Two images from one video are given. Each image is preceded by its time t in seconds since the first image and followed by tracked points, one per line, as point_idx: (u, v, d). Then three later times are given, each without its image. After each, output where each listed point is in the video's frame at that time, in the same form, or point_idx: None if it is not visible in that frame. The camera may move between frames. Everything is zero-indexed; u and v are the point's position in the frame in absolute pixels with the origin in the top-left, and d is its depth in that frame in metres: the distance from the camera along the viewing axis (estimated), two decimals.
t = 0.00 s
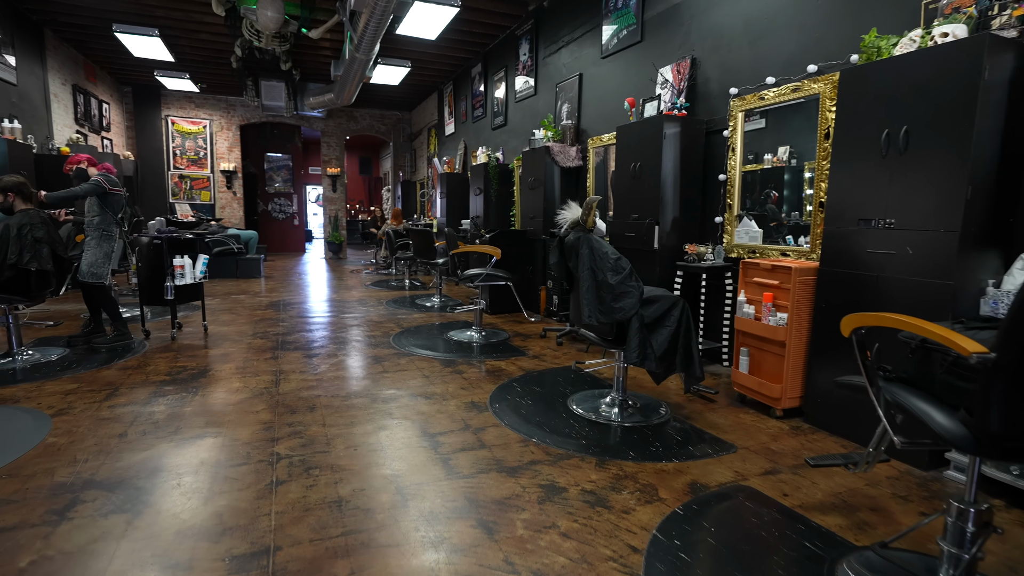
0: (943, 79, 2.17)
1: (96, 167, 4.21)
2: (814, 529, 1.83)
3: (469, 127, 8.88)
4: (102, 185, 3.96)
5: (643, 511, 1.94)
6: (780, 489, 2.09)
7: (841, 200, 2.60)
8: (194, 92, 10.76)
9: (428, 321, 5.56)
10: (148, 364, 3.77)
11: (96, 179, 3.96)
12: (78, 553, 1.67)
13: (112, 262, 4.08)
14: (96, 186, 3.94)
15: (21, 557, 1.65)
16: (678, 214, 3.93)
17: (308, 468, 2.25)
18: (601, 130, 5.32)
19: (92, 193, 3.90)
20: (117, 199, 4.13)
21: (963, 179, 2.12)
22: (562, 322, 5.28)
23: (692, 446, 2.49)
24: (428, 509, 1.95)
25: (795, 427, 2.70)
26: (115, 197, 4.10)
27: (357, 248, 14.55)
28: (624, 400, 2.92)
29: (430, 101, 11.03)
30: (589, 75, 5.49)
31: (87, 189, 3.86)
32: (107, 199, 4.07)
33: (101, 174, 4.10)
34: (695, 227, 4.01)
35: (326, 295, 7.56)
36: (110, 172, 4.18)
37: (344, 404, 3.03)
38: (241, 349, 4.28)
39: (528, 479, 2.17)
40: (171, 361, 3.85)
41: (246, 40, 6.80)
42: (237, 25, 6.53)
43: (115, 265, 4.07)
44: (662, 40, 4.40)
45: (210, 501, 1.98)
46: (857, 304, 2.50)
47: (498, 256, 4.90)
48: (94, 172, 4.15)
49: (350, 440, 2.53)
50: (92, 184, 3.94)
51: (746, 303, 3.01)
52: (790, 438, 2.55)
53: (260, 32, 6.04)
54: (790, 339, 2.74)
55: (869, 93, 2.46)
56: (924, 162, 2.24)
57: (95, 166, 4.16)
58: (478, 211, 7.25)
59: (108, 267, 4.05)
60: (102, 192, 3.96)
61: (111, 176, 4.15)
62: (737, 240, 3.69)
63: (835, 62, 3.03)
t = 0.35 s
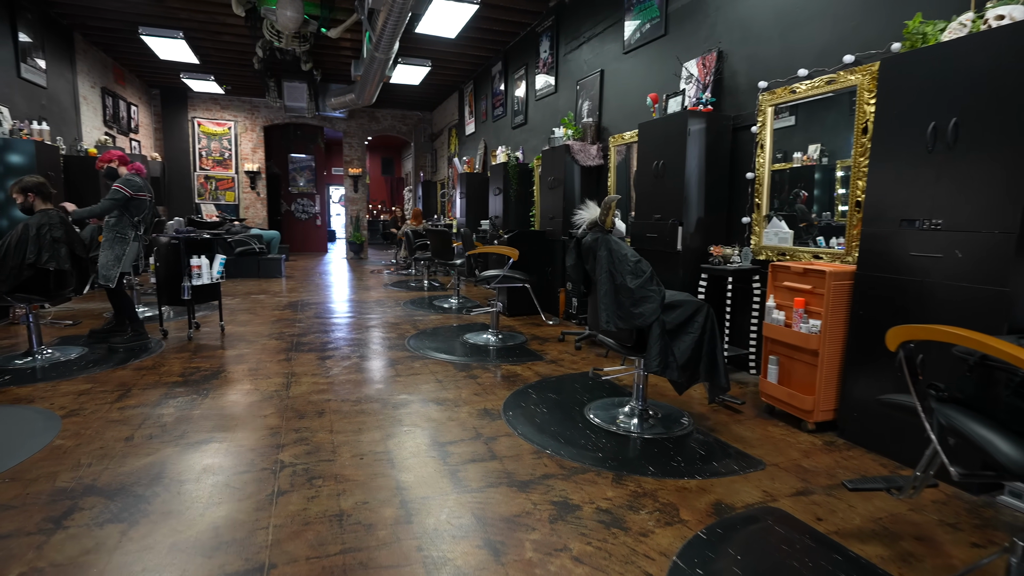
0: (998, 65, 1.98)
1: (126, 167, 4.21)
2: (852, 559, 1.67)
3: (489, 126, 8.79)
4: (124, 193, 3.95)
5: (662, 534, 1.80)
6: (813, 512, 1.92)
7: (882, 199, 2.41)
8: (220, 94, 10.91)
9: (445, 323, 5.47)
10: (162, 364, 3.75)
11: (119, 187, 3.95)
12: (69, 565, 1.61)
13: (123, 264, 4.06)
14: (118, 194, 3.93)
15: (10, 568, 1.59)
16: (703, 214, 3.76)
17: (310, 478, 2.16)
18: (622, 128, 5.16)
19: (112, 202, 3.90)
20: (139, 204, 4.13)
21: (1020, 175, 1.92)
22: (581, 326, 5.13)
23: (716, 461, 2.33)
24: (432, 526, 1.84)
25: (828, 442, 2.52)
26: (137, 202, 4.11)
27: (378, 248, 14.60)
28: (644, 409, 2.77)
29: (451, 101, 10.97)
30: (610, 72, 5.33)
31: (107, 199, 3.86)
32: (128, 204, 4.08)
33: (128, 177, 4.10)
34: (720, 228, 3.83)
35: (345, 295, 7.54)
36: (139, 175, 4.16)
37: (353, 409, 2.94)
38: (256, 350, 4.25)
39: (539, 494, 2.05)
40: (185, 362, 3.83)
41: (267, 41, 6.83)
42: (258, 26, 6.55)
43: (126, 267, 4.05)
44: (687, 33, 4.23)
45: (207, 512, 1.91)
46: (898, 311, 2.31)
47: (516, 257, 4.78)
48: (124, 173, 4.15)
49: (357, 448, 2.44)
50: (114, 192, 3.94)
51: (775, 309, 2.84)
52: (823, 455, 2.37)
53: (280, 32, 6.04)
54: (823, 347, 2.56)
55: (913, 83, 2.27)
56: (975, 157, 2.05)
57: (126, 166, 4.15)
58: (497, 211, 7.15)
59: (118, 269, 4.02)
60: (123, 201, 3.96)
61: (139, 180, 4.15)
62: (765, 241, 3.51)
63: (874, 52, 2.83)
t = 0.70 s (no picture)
0: None
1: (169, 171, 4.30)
2: None
3: (519, 125, 8.69)
4: (154, 201, 4.02)
5: (692, 564, 1.64)
6: (864, 544, 1.73)
7: (944, 197, 2.18)
8: (257, 97, 11.15)
9: (471, 325, 5.38)
10: (188, 363, 3.77)
11: (150, 195, 4.01)
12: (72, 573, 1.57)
13: (148, 265, 4.06)
14: (149, 202, 4.01)
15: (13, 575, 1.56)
16: (741, 214, 3.55)
17: (322, 487, 2.08)
18: (656, 125, 4.96)
19: (143, 210, 3.99)
20: (173, 208, 4.17)
21: None
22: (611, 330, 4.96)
23: (754, 482, 2.15)
24: (443, 545, 1.73)
25: (880, 464, 2.30)
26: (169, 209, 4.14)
27: (410, 248, 14.67)
28: (675, 421, 2.60)
29: (482, 101, 10.92)
30: (643, 67, 5.15)
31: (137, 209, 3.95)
32: (160, 210, 4.10)
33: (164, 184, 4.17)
34: (760, 229, 3.61)
35: (374, 295, 7.54)
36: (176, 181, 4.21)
37: (372, 414, 2.87)
38: (282, 350, 4.26)
39: (560, 513, 1.92)
40: (211, 361, 3.85)
41: (300, 43, 6.90)
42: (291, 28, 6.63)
43: (149, 268, 4.04)
44: (725, 24, 4.02)
45: (215, 521, 1.85)
46: (963, 322, 2.08)
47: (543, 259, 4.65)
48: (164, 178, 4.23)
49: (372, 455, 2.36)
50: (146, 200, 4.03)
51: (821, 316, 2.64)
52: (874, 478, 2.16)
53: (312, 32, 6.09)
54: (874, 359, 2.34)
55: (982, 68, 2.04)
56: None
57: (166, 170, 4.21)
58: (526, 211, 7.03)
59: (142, 269, 4.02)
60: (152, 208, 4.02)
61: (175, 185, 4.19)
62: (809, 243, 3.28)
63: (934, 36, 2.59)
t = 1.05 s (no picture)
0: None
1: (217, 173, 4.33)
2: None
3: (562, 124, 8.54)
4: (202, 206, 4.06)
5: None
6: None
7: None
8: (306, 101, 11.45)
9: (509, 328, 5.28)
10: (228, 362, 3.83)
11: (199, 200, 4.06)
12: None
13: (196, 264, 4.14)
14: (198, 207, 4.06)
15: None
16: (795, 215, 3.29)
17: (343, 497, 2.02)
18: (703, 121, 4.72)
19: (192, 215, 4.05)
20: (220, 212, 4.21)
21: None
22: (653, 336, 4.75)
23: (808, 512, 1.94)
24: (462, 569, 1.62)
25: (955, 497, 2.04)
26: (218, 212, 4.19)
27: (452, 249, 14.74)
28: (718, 439, 2.41)
29: (525, 101, 10.83)
30: (690, 61, 4.92)
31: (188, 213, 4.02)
32: (209, 214, 4.16)
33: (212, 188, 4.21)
34: (816, 231, 3.34)
35: (414, 296, 7.57)
36: (223, 185, 4.24)
37: (401, 420, 2.81)
38: (319, 350, 4.28)
39: (588, 538, 1.78)
40: (250, 361, 3.90)
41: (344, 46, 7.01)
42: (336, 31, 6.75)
43: (197, 268, 4.13)
44: (779, 12, 3.76)
45: (233, 530, 1.81)
46: None
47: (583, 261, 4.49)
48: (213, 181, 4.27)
49: (398, 465, 2.29)
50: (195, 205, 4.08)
51: (886, 328, 2.39)
52: (948, 515, 1.92)
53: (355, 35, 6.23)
54: (949, 379, 2.09)
55: None
56: None
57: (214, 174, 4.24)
58: (567, 212, 6.87)
59: (191, 268, 4.11)
60: (200, 213, 4.06)
61: (222, 189, 4.22)
62: (872, 247, 3.00)
63: None
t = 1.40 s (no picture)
0: None
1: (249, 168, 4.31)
2: None
3: (595, 122, 8.37)
4: (235, 198, 4.03)
5: None
6: None
7: None
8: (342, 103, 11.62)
9: (536, 331, 5.16)
10: (255, 360, 3.86)
11: (231, 193, 4.04)
12: None
13: (239, 261, 4.12)
14: (231, 199, 4.04)
15: None
16: (842, 213, 3.06)
17: (353, 504, 1.96)
18: (742, 116, 4.50)
19: (228, 209, 4.03)
20: (254, 204, 4.17)
21: None
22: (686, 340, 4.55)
23: (852, 539, 1.76)
24: None
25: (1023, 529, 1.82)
26: (251, 204, 4.14)
27: (484, 249, 14.72)
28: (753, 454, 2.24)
29: (559, 99, 10.70)
30: (729, 53, 4.70)
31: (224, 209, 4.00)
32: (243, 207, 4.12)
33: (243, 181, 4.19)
34: (865, 231, 3.10)
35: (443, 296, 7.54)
36: (254, 177, 4.20)
37: (419, 423, 2.74)
38: (345, 349, 4.28)
39: (606, 560, 1.65)
40: (276, 360, 3.92)
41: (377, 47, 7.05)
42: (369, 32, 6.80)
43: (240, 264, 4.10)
44: None
45: (239, 535, 1.77)
46: None
47: (612, 262, 4.34)
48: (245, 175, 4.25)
49: (412, 471, 2.21)
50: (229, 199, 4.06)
51: (944, 338, 2.17)
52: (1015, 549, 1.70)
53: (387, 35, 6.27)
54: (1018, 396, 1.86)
55: None
56: None
57: (246, 167, 4.22)
58: (599, 212, 6.71)
59: (234, 264, 4.09)
60: (235, 206, 4.03)
61: (253, 181, 4.18)
62: (928, 248, 2.75)
63: None
